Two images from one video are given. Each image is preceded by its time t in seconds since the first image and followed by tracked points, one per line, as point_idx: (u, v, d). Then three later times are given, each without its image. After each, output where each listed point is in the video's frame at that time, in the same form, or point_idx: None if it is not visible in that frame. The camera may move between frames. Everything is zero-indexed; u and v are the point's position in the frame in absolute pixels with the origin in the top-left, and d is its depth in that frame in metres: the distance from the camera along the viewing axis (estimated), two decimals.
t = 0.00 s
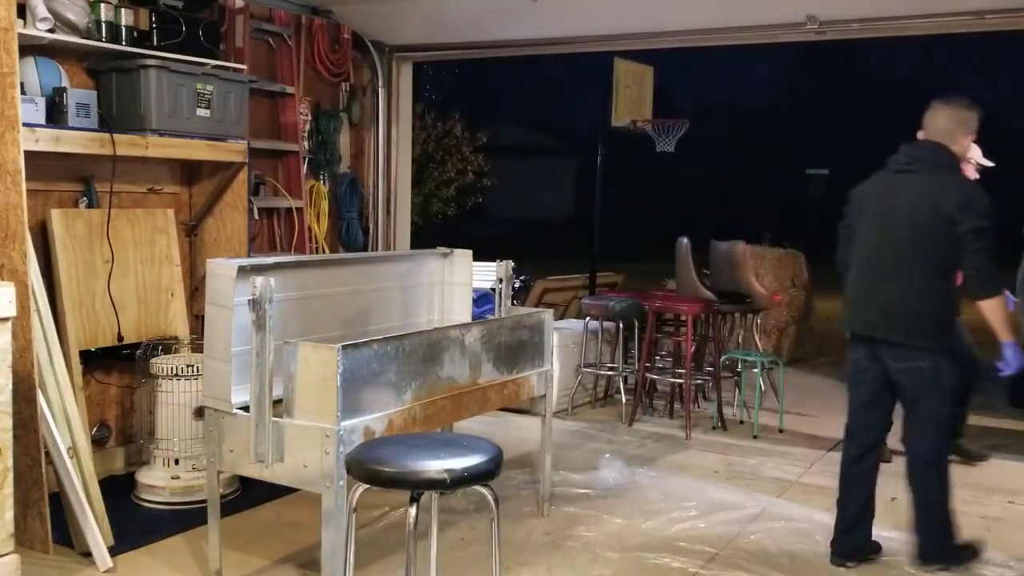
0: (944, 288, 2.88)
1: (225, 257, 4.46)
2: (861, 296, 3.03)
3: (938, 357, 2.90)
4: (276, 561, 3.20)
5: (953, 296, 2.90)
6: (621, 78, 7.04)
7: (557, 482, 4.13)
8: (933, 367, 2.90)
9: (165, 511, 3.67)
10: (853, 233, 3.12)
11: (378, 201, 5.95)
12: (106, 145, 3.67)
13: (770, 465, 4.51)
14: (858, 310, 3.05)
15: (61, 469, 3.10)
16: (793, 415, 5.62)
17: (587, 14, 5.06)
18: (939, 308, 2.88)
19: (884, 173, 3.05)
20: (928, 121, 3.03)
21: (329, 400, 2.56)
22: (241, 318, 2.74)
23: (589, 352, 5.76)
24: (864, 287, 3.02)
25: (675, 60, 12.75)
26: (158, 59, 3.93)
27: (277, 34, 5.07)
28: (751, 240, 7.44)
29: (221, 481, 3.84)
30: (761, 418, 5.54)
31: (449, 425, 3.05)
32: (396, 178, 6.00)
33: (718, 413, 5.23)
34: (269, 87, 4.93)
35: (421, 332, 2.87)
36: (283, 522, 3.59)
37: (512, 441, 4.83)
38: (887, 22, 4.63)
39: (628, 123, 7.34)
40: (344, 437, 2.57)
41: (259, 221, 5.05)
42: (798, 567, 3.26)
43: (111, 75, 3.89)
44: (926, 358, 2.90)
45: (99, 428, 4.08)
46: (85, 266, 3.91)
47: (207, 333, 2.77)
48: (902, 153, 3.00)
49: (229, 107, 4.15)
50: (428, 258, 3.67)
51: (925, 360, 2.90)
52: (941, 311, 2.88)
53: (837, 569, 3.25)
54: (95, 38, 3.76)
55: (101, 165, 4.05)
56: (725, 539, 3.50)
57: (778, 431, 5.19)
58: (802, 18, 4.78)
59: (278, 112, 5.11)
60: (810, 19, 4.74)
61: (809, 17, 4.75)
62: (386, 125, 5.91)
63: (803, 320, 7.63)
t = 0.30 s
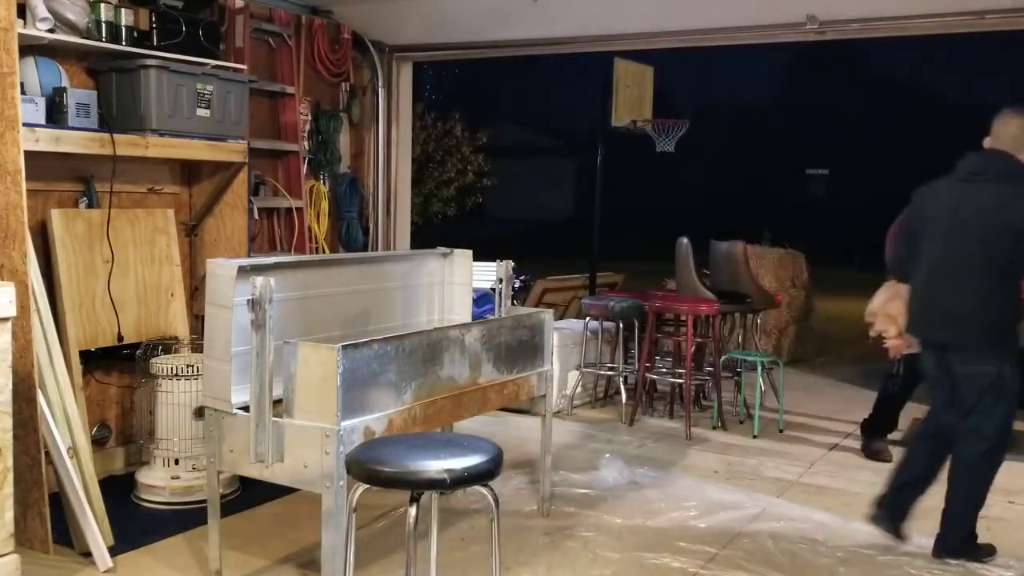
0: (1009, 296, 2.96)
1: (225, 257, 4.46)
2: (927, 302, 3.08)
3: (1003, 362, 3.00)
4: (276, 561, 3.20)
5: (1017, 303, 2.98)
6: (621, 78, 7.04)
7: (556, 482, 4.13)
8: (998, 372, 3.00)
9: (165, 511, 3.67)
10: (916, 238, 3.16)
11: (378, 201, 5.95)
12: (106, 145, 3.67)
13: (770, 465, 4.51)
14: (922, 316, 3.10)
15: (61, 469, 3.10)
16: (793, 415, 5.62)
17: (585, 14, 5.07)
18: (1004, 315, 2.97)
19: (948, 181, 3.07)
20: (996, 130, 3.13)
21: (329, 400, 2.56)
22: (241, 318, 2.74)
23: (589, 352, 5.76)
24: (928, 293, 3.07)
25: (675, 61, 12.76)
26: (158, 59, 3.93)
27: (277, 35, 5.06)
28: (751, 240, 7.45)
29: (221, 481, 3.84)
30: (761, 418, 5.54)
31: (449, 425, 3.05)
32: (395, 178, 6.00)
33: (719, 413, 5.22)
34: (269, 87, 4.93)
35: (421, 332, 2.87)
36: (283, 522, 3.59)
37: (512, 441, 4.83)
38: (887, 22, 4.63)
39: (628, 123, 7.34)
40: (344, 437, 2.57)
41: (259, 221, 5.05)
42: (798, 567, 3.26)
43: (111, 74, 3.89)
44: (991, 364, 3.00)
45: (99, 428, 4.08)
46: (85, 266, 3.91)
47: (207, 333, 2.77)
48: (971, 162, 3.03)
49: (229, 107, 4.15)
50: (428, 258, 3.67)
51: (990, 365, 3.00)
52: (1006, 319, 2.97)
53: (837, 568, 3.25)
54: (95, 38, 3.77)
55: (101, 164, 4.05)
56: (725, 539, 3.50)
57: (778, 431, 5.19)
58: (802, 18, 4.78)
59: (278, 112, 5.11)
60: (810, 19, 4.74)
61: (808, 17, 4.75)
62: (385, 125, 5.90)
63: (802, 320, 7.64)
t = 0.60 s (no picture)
0: None
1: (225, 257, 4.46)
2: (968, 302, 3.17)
3: None
4: (276, 561, 3.20)
5: None
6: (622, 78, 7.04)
7: (556, 482, 4.13)
8: None
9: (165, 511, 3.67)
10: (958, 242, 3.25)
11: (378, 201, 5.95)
12: (106, 145, 3.67)
13: (770, 465, 4.50)
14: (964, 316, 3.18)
15: (61, 469, 3.10)
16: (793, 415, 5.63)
17: (585, 14, 5.07)
18: None
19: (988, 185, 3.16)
20: None
21: (329, 399, 2.56)
22: (241, 318, 2.74)
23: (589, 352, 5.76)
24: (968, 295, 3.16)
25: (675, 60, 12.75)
26: (158, 59, 3.93)
27: (277, 35, 5.06)
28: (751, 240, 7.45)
29: (221, 481, 3.84)
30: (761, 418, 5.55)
31: (448, 425, 3.05)
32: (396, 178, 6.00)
33: (719, 413, 5.22)
34: (269, 87, 4.93)
35: (421, 332, 2.87)
36: (283, 522, 3.59)
37: (512, 441, 4.83)
38: (887, 22, 4.63)
39: (628, 123, 7.34)
40: (344, 437, 2.57)
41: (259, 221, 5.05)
42: (798, 567, 3.26)
43: (111, 74, 3.89)
44: None
45: (99, 428, 4.08)
46: (86, 267, 3.91)
47: (207, 333, 2.77)
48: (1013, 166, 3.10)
49: (229, 107, 4.15)
50: (428, 258, 3.67)
51: None
52: None
53: (837, 568, 3.24)
54: (95, 38, 3.77)
55: (101, 165, 4.05)
56: (725, 539, 3.50)
57: (778, 430, 5.20)
58: (802, 18, 4.78)
59: (278, 113, 5.11)
60: (810, 19, 4.74)
61: (808, 17, 4.75)
62: (385, 125, 5.90)
63: (802, 320, 7.64)
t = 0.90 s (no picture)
0: None
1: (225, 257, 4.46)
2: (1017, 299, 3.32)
3: None
4: (276, 561, 3.20)
5: None
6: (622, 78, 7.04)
7: (556, 482, 4.13)
8: None
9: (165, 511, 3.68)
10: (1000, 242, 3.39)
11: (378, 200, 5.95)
12: (106, 145, 3.67)
13: (770, 465, 4.50)
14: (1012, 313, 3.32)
15: (61, 469, 3.10)
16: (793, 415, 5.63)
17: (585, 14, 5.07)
18: None
19: None
20: None
21: (329, 399, 2.57)
22: (241, 318, 2.74)
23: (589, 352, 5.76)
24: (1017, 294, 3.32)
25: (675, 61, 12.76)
26: (158, 59, 3.93)
27: (277, 35, 5.06)
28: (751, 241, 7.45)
29: (221, 481, 3.84)
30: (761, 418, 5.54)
31: (448, 425, 3.05)
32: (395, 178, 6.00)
33: (719, 413, 5.22)
34: (269, 87, 4.93)
35: (421, 332, 2.87)
36: (283, 522, 3.59)
37: (512, 441, 4.83)
38: (887, 22, 4.63)
39: (628, 123, 7.34)
40: (344, 437, 2.57)
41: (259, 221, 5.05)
42: (798, 567, 3.26)
43: (111, 75, 3.89)
44: None
45: (99, 428, 4.08)
46: (86, 267, 3.91)
47: (207, 333, 2.77)
48: None
49: (229, 106, 4.15)
50: (429, 258, 3.67)
51: None
52: None
53: (837, 568, 3.24)
54: (95, 38, 3.77)
55: (101, 165, 4.05)
56: (725, 539, 3.50)
57: (778, 430, 5.20)
58: (802, 18, 4.78)
59: (278, 112, 5.11)
60: (810, 19, 4.74)
61: (808, 17, 4.75)
62: (385, 124, 5.90)
63: (802, 320, 7.64)
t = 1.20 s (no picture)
0: None
1: (225, 257, 4.46)
2: None
3: None
4: (276, 561, 3.20)
5: None
6: (622, 78, 7.04)
7: (556, 482, 4.13)
8: None
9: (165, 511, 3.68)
10: None
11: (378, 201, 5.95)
12: (106, 145, 3.68)
13: (770, 465, 4.51)
14: None
15: (61, 469, 3.10)
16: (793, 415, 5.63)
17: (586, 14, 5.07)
18: None
19: None
20: None
21: (329, 399, 2.57)
22: (241, 318, 2.74)
23: (589, 352, 5.76)
24: None
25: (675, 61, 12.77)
26: (159, 59, 3.93)
27: (277, 35, 5.06)
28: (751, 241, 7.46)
29: (221, 481, 3.84)
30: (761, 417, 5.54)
31: (448, 425, 3.05)
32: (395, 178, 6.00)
33: (719, 413, 5.22)
34: (270, 87, 4.93)
35: (421, 332, 2.87)
36: (283, 522, 3.59)
37: (512, 441, 4.83)
38: (887, 22, 4.63)
39: (628, 123, 7.35)
40: (344, 437, 2.57)
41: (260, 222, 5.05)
42: (798, 567, 3.26)
43: (111, 74, 3.89)
44: None
45: (99, 428, 4.08)
46: (86, 267, 3.91)
47: (207, 333, 2.77)
48: None
49: (229, 106, 4.15)
50: (429, 259, 3.67)
51: None
52: None
53: (837, 568, 3.24)
54: (95, 38, 3.77)
55: (102, 164, 4.05)
56: (725, 539, 3.50)
57: (778, 430, 5.20)
58: (803, 18, 4.78)
59: (278, 112, 5.11)
60: (810, 19, 4.74)
61: (808, 17, 4.75)
62: (385, 124, 5.90)
63: (802, 320, 7.64)
